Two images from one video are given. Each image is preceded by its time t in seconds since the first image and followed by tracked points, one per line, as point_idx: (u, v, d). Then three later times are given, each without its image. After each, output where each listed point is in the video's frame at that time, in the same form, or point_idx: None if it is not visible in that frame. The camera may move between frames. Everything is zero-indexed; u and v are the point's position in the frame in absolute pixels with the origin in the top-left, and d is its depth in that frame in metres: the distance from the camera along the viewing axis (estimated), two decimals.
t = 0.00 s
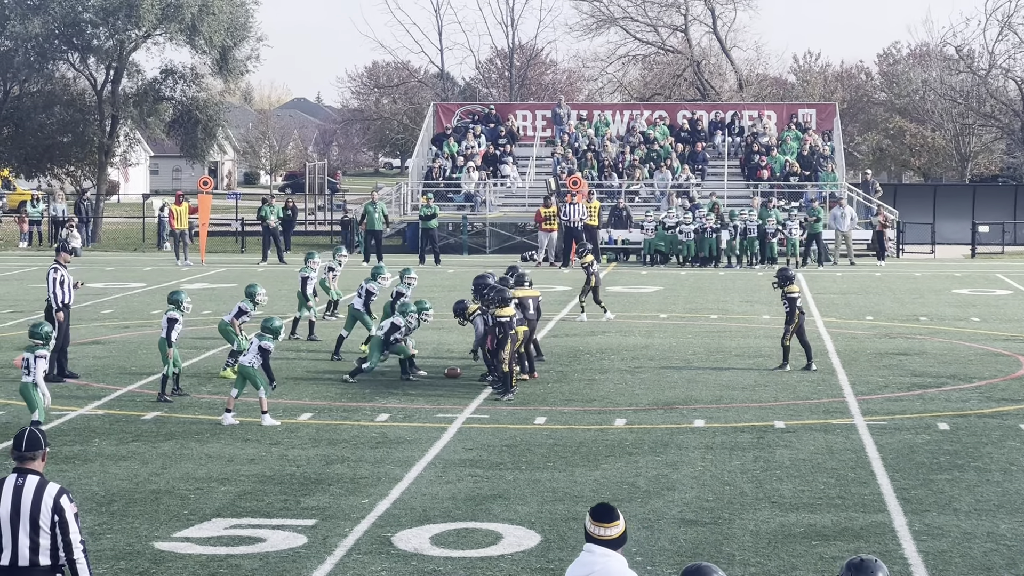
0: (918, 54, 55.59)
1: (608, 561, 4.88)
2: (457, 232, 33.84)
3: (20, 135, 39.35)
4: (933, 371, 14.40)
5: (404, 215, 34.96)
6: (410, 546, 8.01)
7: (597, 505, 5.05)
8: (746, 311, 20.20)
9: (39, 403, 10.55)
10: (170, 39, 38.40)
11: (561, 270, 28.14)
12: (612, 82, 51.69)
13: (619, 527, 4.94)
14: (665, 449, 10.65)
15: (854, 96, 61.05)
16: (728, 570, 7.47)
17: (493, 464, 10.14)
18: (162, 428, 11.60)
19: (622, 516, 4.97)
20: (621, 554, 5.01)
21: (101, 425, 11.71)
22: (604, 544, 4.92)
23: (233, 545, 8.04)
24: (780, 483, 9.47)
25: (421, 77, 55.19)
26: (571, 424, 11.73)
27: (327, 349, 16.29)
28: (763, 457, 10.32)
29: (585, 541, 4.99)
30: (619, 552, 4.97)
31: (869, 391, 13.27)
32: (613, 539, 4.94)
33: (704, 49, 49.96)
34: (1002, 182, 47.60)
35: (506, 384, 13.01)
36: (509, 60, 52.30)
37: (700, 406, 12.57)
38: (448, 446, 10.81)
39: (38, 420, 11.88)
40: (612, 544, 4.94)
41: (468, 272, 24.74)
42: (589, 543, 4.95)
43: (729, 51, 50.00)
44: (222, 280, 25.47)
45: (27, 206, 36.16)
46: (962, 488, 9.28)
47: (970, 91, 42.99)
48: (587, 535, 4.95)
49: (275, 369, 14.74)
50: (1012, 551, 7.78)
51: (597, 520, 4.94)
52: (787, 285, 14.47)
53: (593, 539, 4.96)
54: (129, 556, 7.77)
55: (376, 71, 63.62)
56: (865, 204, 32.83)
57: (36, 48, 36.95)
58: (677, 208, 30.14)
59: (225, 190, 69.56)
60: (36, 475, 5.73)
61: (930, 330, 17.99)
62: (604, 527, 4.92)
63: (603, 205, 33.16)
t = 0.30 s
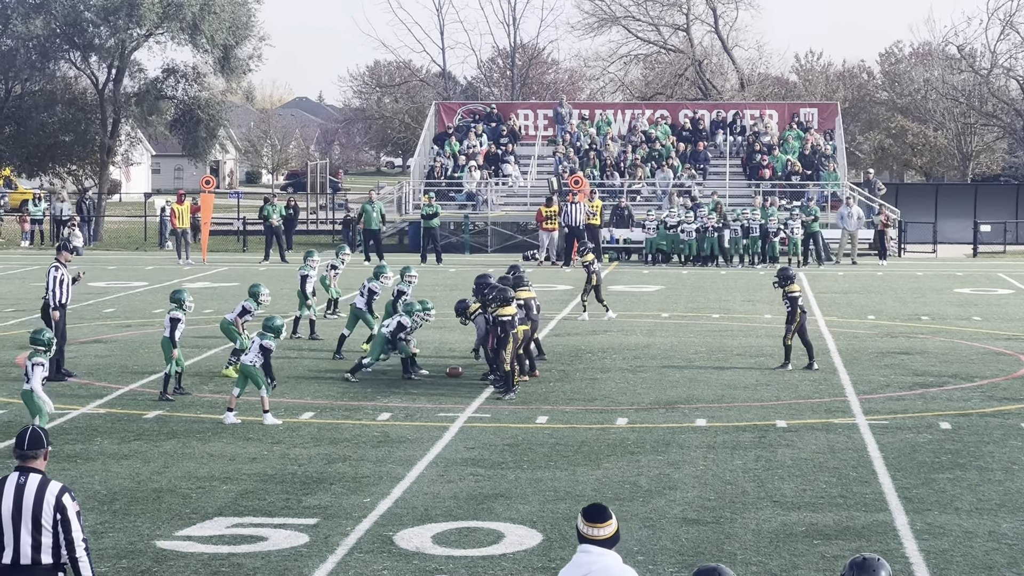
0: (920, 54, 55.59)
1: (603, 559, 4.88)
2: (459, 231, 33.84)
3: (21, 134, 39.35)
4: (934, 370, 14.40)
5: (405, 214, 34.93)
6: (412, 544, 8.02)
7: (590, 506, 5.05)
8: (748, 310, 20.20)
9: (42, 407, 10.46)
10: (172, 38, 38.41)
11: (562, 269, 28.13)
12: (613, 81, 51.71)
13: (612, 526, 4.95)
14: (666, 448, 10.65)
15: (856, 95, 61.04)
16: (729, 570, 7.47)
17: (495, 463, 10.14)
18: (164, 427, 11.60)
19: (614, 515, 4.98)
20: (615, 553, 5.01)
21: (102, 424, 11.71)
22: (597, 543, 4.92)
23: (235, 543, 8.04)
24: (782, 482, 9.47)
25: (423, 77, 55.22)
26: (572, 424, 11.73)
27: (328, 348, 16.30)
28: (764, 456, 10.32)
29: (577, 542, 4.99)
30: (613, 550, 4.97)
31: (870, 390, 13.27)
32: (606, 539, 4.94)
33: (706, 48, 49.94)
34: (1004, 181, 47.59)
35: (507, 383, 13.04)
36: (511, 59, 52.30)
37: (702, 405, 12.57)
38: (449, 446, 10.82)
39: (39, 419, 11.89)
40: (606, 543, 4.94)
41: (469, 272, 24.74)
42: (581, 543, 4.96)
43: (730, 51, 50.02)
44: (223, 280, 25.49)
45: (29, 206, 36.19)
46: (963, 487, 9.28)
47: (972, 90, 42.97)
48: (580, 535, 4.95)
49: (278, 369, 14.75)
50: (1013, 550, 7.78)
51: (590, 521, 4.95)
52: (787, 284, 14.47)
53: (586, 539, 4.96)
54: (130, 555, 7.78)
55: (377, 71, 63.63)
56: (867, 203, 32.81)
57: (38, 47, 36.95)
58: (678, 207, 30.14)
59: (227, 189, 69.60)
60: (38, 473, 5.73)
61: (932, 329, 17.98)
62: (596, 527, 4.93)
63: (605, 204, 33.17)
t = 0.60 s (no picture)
0: (921, 52, 55.59)
1: (608, 561, 4.89)
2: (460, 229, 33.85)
3: (22, 132, 39.35)
4: (934, 369, 14.41)
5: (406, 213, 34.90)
6: (412, 542, 8.03)
7: (591, 508, 5.05)
8: (748, 308, 20.21)
9: (42, 405, 10.43)
10: (173, 37, 38.41)
11: (563, 268, 28.11)
12: (614, 80, 51.69)
13: (614, 528, 4.96)
14: (666, 447, 10.67)
15: (856, 94, 61.05)
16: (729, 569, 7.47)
17: (495, 461, 10.16)
18: (165, 425, 11.62)
19: (617, 518, 4.98)
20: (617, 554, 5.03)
21: (103, 421, 11.73)
22: (601, 546, 4.93)
23: (235, 541, 8.05)
24: (782, 480, 9.48)
25: (423, 75, 55.25)
26: (572, 422, 11.75)
27: (329, 346, 16.32)
28: (765, 454, 10.34)
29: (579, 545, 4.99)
30: (615, 552, 4.99)
31: (871, 388, 13.29)
32: (609, 541, 4.95)
33: (707, 47, 49.94)
34: (1004, 180, 47.60)
35: (507, 381, 13.07)
36: (512, 57, 52.28)
37: (702, 403, 12.58)
38: (450, 443, 10.84)
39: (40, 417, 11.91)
40: (608, 545, 4.95)
41: (470, 270, 24.76)
42: (584, 546, 4.96)
43: (730, 49, 49.99)
44: (225, 278, 25.51)
45: (30, 204, 36.21)
46: (963, 485, 9.29)
47: (972, 89, 42.96)
48: (582, 538, 4.95)
49: (279, 367, 14.77)
50: (1013, 549, 7.79)
51: (592, 524, 4.95)
52: (786, 283, 14.49)
53: (589, 542, 4.96)
54: (131, 552, 7.79)
55: (378, 69, 63.62)
56: (867, 202, 32.82)
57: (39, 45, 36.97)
58: (679, 205, 30.14)
59: (228, 188, 69.66)
60: (38, 471, 5.75)
61: (932, 327, 18.01)
62: (599, 530, 4.93)
63: (606, 202, 33.19)
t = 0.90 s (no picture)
0: (921, 50, 55.57)
1: (628, 567, 4.89)
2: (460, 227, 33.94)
3: (22, 131, 39.37)
4: (934, 367, 14.41)
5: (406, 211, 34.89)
6: (412, 541, 8.03)
7: (610, 513, 5.05)
8: (748, 307, 20.19)
9: (44, 405, 10.39)
10: (173, 35, 38.40)
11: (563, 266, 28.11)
12: (614, 78, 51.70)
13: (633, 534, 4.96)
14: (667, 445, 10.66)
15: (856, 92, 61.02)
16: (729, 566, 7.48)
17: (495, 459, 10.16)
18: (165, 423, 11.62)
19: (636, 523, 4.99)
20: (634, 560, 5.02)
21: (103, 420, 11.73)
22: (620, 550, 4.93)
23: (235, 540, 8.05)
24: (782, 479, 9.48)
25: (423, 73, 55.25)
26: (572, 420, 11.75)
27: (328, 345, 16.31)
28: (764, 453, 10.34)
29: (597, 549, 4.99)
30: (633, 558, 4.98)
31: (871, 387, 13.29)
32: (628, 546, 4.95)
33: (706, 45, 49.94)
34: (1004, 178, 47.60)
35: (507, 379, 13.05)
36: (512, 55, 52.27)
37: (702, 401, 12.58)
38: (450, 442, 10.83)
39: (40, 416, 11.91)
40: (627, 550, 4.95)
41: (470, 268, 24.75)
42: (602, 549, 4.95)
43: (730, 47, 49.98)
44: (225, 276, 25.51)
45: (30, 202, 36.21)
46: (963, 484, 9.30)
47: (972, 87, 42.90)
48: (600, 541, 4.95)
49: (278, 366, 14.76)
50: (1013, 547, 7.80)
51: (611, 527, 4.95)
52: (785, 281, 14.48)
53: (606, 545, 4.96)
54: (131, 551, 7.79)
55: (378, 67, 63.60)
56: (867, 200, 32.81)
57: (39, 43, 37.00)
58: (679, 203, 30.13)
59: (228, 186, 69.69)
60: (37, 469, 5.75)
61: (932, 326, 17.99)
62: (619, 534, 4.93)
63: (605, 201, 33.19)
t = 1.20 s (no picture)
0: (920, 50, 55.59)
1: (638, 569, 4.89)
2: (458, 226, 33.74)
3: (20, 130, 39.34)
4: (933, 367, 14.39)
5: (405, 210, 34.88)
6: (411, 540, 8.03)
7: (618, 512, 5.05)
8: (747, 306, 20.17)
9: (46, 404, 10.34)
10: (173, 34, 38.38)
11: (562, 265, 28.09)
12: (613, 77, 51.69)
13: (641, 534, 4.96)
14: (665, 444, 10.66)
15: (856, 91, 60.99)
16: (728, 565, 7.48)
17: (494, 459, 10.16)
18: (164, 422, 11.61)
19: (645, 524, 4.99)
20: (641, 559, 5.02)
21: (102, 419, 11.71)
22: (628, 550, 4.93)
23: (234, 539, 8.05)
24: (781, 478, 9.47)
25: (422, 72, 55.25)
26: (571, 420, 11.74)
27: (327, 344, 16.31)
28: (763, 452, 10.33)
29: (604, 548, 4.99)
30: (640, 558, 4.99)
31: (870, 386, 13.28)
32: (635, 546, 4.95)
33: (706, 45, 49.94)
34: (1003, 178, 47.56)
35: (506, 378, 13.01)
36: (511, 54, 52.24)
37: (701, 401, 12.57)
38: (448, 442, 10.83)
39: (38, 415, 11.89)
40: (635, 550, 4.95)
41: (469, 267, 24.72)
42: (610, 548, 4.95)
43: (730, 46, 49.96)
44: (224, 275, 25.49)
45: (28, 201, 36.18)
46: (962, 483, 9.30)
47: (971, 86, 42.87)
48: (609, 541, 4.94)
49: (277, 365, 14.75)
50: (1012, 546, 7.80)
51: (619, 527, 4.95)
52: (784, 281, 14.48)
53: (614, 545, 4.96)
54: (129, 550, 7.79)
55: (377, 67, 63.60)
56: (866, 198, 32.80)
57: (38, 43, 37.00)
58: (678, 202, 30.11)
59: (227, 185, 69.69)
60: (36, 468, 5.74)
61: (931, 325, 17.96)
62: (628, 534, 4.93)
63: (604, 200, 33.18)
